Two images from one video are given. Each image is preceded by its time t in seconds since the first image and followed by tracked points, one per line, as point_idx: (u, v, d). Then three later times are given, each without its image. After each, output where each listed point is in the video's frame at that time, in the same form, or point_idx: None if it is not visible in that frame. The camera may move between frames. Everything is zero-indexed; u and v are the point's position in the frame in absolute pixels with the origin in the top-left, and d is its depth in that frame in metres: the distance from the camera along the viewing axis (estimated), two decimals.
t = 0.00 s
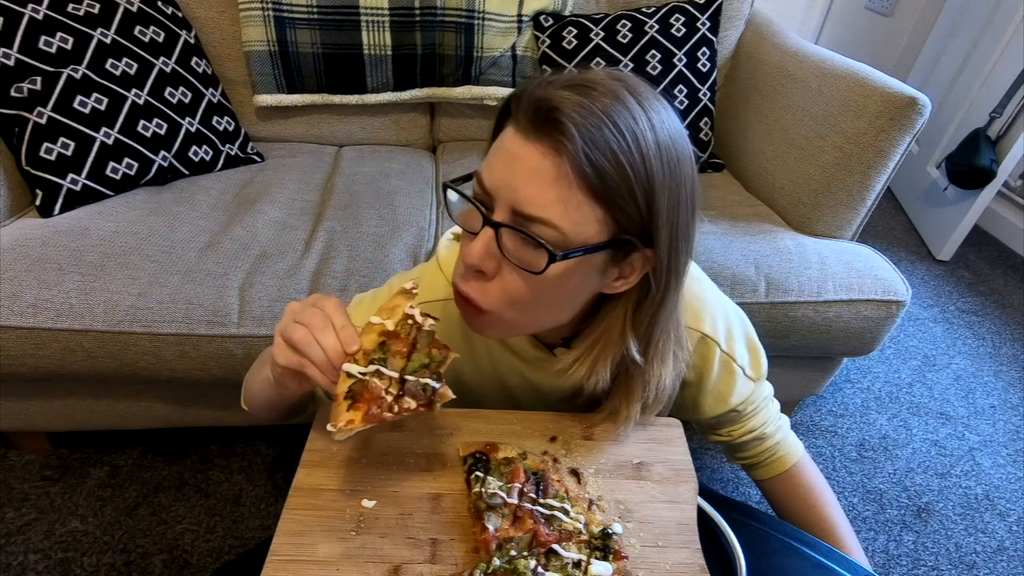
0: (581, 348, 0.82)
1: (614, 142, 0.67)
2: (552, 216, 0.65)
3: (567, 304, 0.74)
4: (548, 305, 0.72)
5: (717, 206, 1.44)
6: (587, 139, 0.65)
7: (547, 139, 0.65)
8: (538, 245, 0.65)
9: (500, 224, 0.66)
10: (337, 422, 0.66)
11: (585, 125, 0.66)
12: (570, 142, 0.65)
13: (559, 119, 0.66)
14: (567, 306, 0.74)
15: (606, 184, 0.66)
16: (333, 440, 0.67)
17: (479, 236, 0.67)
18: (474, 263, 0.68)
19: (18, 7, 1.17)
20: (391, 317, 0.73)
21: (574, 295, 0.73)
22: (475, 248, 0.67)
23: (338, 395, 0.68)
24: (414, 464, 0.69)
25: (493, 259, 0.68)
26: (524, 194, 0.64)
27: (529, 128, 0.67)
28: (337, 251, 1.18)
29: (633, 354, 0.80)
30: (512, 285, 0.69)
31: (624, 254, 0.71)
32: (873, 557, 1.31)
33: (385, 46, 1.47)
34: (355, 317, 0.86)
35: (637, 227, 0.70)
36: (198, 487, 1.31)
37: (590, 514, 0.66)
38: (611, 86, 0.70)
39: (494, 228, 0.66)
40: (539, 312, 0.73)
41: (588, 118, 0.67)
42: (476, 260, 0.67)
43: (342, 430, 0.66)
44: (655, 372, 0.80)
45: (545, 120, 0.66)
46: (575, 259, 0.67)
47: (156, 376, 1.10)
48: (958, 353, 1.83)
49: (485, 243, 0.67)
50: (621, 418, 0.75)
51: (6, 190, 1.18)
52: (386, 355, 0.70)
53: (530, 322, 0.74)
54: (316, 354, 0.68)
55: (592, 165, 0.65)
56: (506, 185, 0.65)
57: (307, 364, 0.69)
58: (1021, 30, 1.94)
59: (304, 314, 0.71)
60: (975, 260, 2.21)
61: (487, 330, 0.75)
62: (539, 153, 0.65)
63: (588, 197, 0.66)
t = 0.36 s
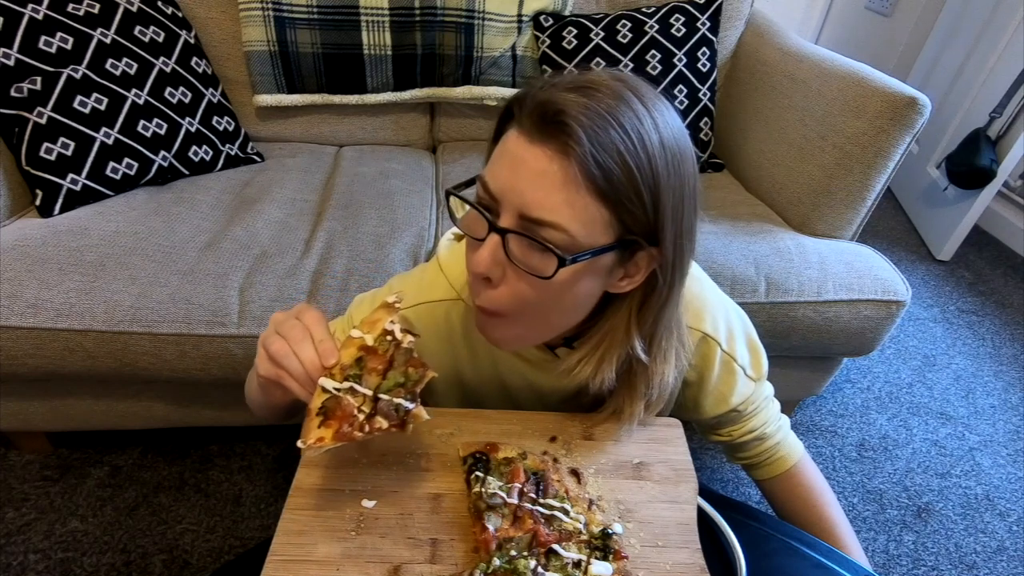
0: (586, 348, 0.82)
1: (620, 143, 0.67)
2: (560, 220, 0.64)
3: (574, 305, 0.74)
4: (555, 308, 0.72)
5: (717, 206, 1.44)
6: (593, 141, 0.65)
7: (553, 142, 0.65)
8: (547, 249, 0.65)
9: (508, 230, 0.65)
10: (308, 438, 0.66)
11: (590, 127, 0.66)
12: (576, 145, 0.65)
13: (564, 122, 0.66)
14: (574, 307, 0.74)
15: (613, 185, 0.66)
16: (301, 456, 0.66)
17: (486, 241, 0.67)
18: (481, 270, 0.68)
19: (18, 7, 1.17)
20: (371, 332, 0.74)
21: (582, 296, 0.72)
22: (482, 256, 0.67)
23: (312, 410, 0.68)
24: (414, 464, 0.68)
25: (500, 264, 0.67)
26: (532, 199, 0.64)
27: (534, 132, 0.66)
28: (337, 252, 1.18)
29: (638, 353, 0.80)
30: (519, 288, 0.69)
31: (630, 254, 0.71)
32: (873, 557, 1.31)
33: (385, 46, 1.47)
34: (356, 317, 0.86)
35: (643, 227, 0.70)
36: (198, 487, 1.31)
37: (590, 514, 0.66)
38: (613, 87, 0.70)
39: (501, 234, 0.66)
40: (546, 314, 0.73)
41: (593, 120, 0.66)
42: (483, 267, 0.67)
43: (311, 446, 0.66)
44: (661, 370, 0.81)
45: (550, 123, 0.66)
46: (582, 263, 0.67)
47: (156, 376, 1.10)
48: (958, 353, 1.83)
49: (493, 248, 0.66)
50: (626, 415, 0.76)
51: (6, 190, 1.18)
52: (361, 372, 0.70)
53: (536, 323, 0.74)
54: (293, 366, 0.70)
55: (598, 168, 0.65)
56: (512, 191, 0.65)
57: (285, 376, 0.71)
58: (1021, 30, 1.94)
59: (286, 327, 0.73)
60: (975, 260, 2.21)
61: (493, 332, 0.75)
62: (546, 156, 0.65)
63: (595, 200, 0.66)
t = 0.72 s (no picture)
0: (589, 348, 0.82)
1: (626, 145, 0.67)
2: (566, 222, 0.64)
3: (579, 306, 0.74)
4: (559, 309, 0.72)
5: (717, 206, 1.44)
6: (599, 143, 0.65)
7: (559, 144, 0.65)
8: (553, 251, 0.65)
9: (513, 231, 0.65)
10: (294, 450, 0.66)
11: (595, 129, 0.66)
12: (582, 146, 0.65)
13: (569, 123, 0.66)
14: (578, 308, 0.74)
15: (619, 187, 0.66)
16: (288, 469, 0.65)
17: (491, 243, 0.67)
18: (487, 271, 0.68)
19: (18, 7, 1.17)
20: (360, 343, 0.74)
21: (586, 297, 0.73)
22: (488, 257, 0.67)
23: (299, 422, 0.68)
24: (414, 464, 0.68)
25: (506, 265, 0.67)
26: (539, 202, 0.64)
27: (539, 133, 0.66)
28: (337, 252, 1.18)
29: (642, 353, 0.81)
30: (524, 289, 0.69)
31: (635, 255, 0.72)
32: (873, 557, 1.31)
33: (385, 46, 1.47)
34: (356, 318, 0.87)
35: (648, 228, 0.70)
36: (198, 487, 1.31)
37: (590, 514, 0.66)
38: (617, 88, 0.70)
39: (506, 235, 0.66)
40: (550, 315, 0.73)
41: (598, 121, 0.66)
42: (488, 268, 0.67)
43: (297, 459, 0.65)
44: (663, 369, 0.81)
45: (556, 124, 0.66)
46: (588, 265, 0.67)
47: (157, 376, 1.10)
48: (958, 353, 1.83)
49: (498, 249, 0.66)
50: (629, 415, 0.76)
51: (6, 190, 1.18)
52: (349, 385, 0.71)
53: (541, 324, 0.74)
54: (281, 376, 0.71)
55: (605, 169, 0.65)
56: (518, 192, 0.64)
57: (275, 385, 0.72)
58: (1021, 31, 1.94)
59: (277, 335, 0.75)
60: (975, 260, 2.21)
61: (497, 332, 0.75)
62: (552, 158, 0.65)
63: (601, 202, 0.66)
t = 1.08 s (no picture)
0: (591, 347, 0.82)
1: (628, 144, 0.67)
2: (568, 221, 0.64)
3: (581, 306, 0.74)
4: (561, 310, 0.73)
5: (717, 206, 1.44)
6: (601, 142, 0.65)
7: (560, 143, 0.65)
8: (555, 251, 0.65)
9: (515, 231, 0.65)
10: (271, 459, 0.66)
11: (597, 128, 0.66)
12: (584, 146, 0.65)
13: (571, 123, 0.66)
14: (581, 307, 0.74)
15: (620, 186, 0.66)
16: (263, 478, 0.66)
17: (493, 243, 0.67)
18: (488, 271, 0.68)
19: (18, 7, 1.17)
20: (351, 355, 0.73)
21: (588, 296, 0.73)
22: (489, 257, 0.67)
23: (280, 431, 0.69)
24: (414, 464, 0.68)
25: (507, 266, 0.67)
26: (541, 201, 0.64)
27: (541, 132, 0.66)
28: (337, 252, 1.18)
29: (643, 352, 0.80)
30: (525, 289, 0.69)
31: (636, 254, 0.72)
32: (873, 557, 1.31)
33: (385, 46, 1.47)
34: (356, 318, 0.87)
35: (649, 227, 0.70)
36: (198, 487, 1.31)
37: (590, 514, 0.67)
38: (618, 87, 0.70)
39: (508, 235, 0.66)
40: (552, 314, 0.73)
41: (600, 121, 0.66)
42: (490, 269, 0.67)
43: (272, 469, 0.66)
44: (665, 368, 0.81)
45: (558, 124, 0.66)
46: (590, 264, 0.67)
47: (157, 376, 1.10)
48: (958, 353, 1.83)
49: (500, 249, 0.66)
50: (630, 414, 0.76)
51: (6, 190, 1.18)
52: (333, 399, 0.70)
53: (542, 324, 0.74)
54: (268, 384, 0.72)
55: (606, 168, 0.65)
56: (520, 192, 0.64)
57: (261, 393, 0.73)
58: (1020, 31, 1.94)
59: (269, 343, 0.76)
60: (975, 260, 2.21)
61: (499, 331, 0.75)
62: (554, 157, 0.65)
63: (603, 201, 0.66)
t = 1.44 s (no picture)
0: (593, 345, 0.82)
1: (623, 146, 0.66)
2: (564, 225, 0.65)
3: (581, 306, 0.74)
4: (561, 311, 0.73)
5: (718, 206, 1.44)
6: (595, 145, 0.65)
7: (554, 147, 0.65)
8: (551, 255, 0.65)
9: (512, 235, 0.65)
10: (257, 471, 0.65)
11: (592, 131, 0.65)
12: (578, 150, 0.64)
13: (564, 126, 0.65)
14: (582, 307, 0.74)
15: (616, 188, 0.66)
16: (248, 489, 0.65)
17: (490, 246, 0.67)
18: (488, 273, 0.68)
19: (18, 7, 1.17)
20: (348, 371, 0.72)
21: (587, 297, 0.73)
22: (488, 259, 0.67)
23: (269, 442, 0.68)
24: (414, 464, 0.68)
25: (507, 268, 0.68)
26: (537, 205, 0.64)
27: (535, 136, 0.66)
28: (337, 252, 1.18)
29: (647, 349, 0.80)
30: (524, 291, 0.69)
31: (635, 254, 0.72)
32: (873, 557, 1.31)
33: (386, 46, 1.47)
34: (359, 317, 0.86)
35: (648, 227, 0.70)
36: (198, 487, 1.31)
37: (590, 514, 0.67)
38: (614, 87, 0.70)
39: (505, 240, 0.66)
40: (552, 316, 0.73)
41: (594, 123, 0.66)
42: (489, 271, 0.68)
43: (257, 481, 0.64)
44: (668, 364, 0.81)
45: (551, 128, 0.66)
46: (587, 266, 0.68)
47: (156, 376, 1.10)
48: (958, 353, 1.83)
49: (497, 253, 0.67)
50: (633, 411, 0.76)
51: (6, 190, 1.18)
52: (326, 415, 0.69)
53: (543, 325, 0.74)
54: (264, 392, 0.72)
55: (600, 171, 0.65)
56: (516, 197, 0.65)
57: (255, 400, 0.73)
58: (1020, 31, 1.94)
59: (268, 350, 0.76)
60: (975, 260, 2.21)
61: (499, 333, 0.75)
62: (548, 162, 0.64)
63: (599, 203, 0.66)
